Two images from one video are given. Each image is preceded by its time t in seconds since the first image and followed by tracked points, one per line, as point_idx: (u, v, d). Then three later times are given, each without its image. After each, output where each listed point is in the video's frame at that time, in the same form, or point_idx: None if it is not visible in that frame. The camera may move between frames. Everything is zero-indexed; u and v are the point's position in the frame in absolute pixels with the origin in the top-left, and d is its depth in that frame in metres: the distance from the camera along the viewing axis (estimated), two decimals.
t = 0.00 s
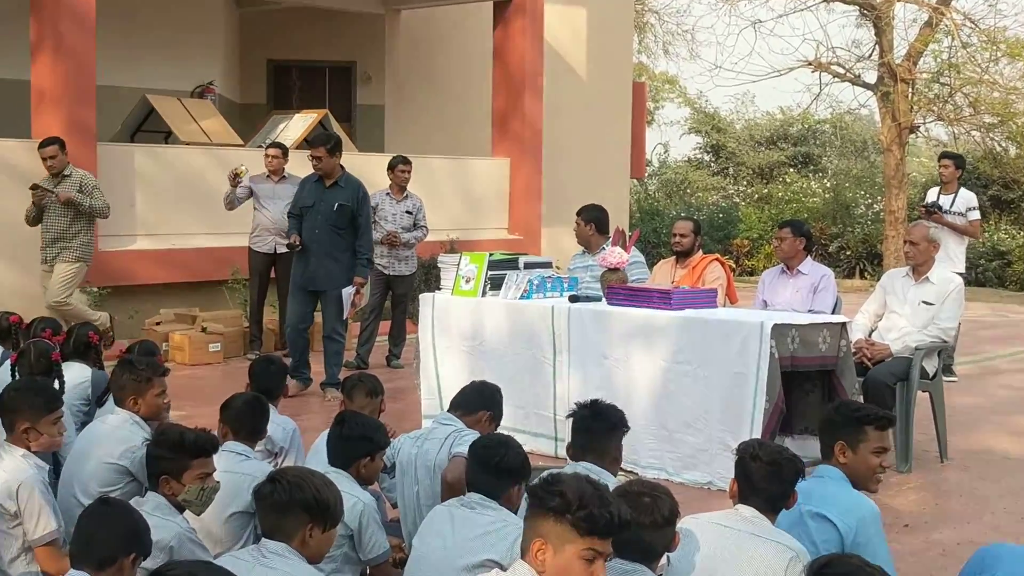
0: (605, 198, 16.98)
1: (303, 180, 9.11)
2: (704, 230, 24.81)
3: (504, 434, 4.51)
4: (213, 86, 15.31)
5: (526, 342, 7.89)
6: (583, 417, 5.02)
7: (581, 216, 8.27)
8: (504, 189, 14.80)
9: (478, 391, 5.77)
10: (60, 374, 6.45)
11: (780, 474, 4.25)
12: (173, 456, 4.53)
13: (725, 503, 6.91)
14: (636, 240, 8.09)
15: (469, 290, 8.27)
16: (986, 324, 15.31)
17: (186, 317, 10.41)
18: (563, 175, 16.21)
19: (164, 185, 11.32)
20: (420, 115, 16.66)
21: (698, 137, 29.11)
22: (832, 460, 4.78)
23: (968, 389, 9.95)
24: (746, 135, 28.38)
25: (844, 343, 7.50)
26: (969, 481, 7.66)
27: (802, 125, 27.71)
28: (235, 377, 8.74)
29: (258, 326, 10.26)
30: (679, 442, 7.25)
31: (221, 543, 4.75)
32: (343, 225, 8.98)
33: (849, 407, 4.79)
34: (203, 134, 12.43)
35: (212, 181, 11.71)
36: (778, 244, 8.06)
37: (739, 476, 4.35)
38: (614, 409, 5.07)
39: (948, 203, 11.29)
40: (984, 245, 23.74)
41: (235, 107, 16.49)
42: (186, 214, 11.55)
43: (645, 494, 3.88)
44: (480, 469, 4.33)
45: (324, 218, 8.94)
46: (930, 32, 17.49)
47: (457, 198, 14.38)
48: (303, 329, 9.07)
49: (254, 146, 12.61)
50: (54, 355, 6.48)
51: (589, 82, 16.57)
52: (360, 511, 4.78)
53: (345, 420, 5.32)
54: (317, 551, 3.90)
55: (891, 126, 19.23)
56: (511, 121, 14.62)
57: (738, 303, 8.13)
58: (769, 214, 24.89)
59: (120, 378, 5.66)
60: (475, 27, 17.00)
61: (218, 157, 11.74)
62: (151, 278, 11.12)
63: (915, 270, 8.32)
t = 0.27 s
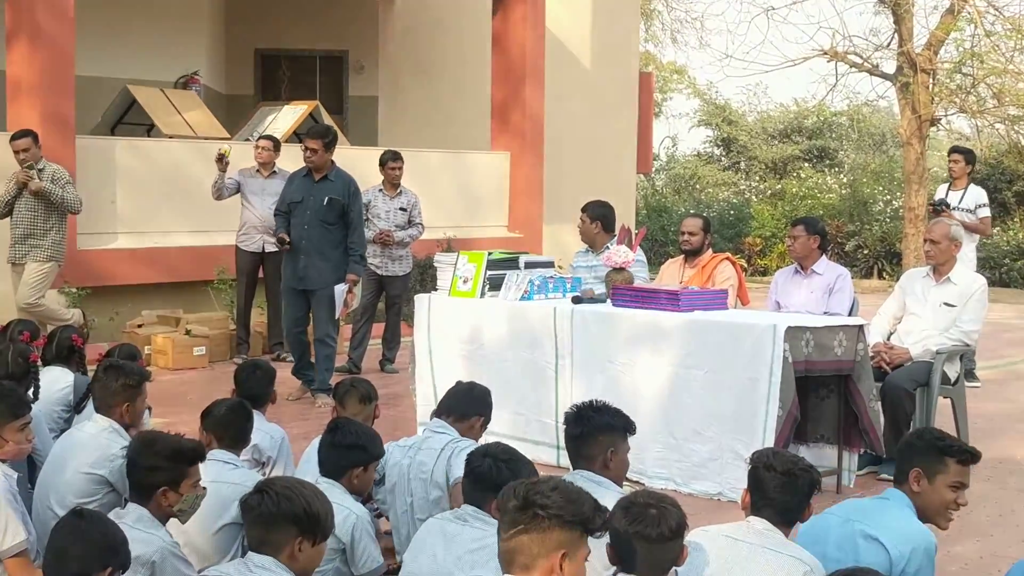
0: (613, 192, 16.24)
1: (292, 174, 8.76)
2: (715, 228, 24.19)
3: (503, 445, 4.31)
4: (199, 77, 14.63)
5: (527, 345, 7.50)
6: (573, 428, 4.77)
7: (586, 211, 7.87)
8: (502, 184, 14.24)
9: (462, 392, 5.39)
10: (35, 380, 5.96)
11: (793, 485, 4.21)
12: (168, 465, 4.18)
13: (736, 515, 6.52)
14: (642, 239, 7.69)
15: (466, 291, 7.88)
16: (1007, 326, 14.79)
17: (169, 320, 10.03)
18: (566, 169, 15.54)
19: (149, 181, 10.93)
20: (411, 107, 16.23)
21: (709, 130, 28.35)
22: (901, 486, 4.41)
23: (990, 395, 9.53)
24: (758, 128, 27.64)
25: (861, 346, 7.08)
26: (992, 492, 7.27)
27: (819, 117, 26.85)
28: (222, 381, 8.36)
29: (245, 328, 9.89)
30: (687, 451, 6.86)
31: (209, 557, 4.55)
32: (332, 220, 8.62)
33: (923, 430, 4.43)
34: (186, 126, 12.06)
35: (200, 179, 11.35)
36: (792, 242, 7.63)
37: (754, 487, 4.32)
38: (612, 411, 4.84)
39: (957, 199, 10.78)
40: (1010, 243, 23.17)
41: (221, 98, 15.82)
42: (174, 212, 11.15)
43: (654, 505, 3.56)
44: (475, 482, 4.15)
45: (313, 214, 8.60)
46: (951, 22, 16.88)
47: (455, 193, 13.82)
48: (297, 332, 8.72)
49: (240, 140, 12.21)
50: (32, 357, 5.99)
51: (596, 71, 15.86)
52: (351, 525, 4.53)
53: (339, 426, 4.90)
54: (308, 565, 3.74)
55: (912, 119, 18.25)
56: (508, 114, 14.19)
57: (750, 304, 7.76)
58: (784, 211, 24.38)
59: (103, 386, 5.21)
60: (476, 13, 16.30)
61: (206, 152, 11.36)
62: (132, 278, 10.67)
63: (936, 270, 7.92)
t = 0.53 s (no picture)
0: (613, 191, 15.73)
1: (278, 171, 8.50)
2: (722, 227, 23.77)
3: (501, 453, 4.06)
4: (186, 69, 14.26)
5: (527, 349, 7.21)
6: (568, 436, 4.51)
7: (590, 208, 7.61)
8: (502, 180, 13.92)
9: (448, 389, 5.25)
10: (20, 383, 5.48)
11: (803, 495, 3.98)
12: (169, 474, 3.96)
13: (746, 525, 6.23)
14: (646, 238, 7.39)
15: (464, 292, 7.59)
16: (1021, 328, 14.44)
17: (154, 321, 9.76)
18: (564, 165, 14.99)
19: (137, 178, 10.66)
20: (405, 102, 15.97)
21: (716, 125, 27.52)
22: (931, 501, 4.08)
23: (1005, 400, 9.21)
24: (766, 122, 26.93)
25: (874, 349, 6.77)
26: (1011, 501, 6.96)
27: (829, 112, 26.39)
28: (211, 386, 8.08)
29: (234, 330, 9.64)
30: (694, 459, 6.56)
31: (195, 569, 4.31)
32: (321, 216, 8.35)
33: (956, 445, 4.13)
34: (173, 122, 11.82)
35: (189, 178, 11.09)
36: (801, 241, 7.32)
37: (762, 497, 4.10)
38: (611, 415, 4.56)
39: (961, 198, 9.95)
40: None
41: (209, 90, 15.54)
42: (160, 209, 10.88)
43: (656, 514, 3.30)
44: (468, 494, 3.90)
45: (301, 211, 8.33)
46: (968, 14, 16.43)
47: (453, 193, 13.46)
48: (295, 331, 8.55)
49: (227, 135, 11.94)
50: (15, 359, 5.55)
51: (596, 62, 15.30)
52: (344, 535, 4.25)
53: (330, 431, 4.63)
54: None
55: (926, 113, 17.90)
56: (506, 107, 14.04)
57: (758, 306, 7.45)
58: (793, 209, 23.76)
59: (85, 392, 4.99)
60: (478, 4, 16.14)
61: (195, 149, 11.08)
62: (118, 280, 10.44)
63: (952, 271, 7.60)
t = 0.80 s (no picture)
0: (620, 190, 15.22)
1: (262, 168, 8.25)
2: (728, 225, 23.17)
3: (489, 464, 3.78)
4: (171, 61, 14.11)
5: (527, 352, 6.93)
6: (565, 444, 4.22)
7: (593, 205, 7.32)
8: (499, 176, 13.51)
9: (444, 388, 5.08)
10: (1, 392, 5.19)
11: (817, 505, 3.72)
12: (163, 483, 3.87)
13: (756, 536, 5.95)
14: (650, 238, 7.09)
15: (461, 293, 7.31)
16: None
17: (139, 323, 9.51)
18: (560, 164, 14.33)
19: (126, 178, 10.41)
20: (405, 94, 15.70)
21: (722, 119, 26.99)
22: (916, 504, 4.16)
23: None
24: (774, 116, 26.46)
25: (888, 352, 6.46)
26: None
27: (840, 105, 26.00)
28: (199, 390, 7.84)
29: (224, 332, 9.34)
30: (700, 466, 6.28)
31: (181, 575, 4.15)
32: (313, 213, 8.14)
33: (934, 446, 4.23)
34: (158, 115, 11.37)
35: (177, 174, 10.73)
36: (811, 241, 7.03)
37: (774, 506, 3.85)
38: (608, 421, 4.27)
39: (968, 195, 9.26)
40: None
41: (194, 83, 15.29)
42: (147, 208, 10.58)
43: (664, 525, 3.07)
44: (454, 508, 3.61)
45: (290, 208, 8.09)
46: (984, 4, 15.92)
47: (449, 189, 13.17)
48: (289, 334, 8.30)
49: (214, 130, 11.61)
50: None
51: (596, 55, 14.71)
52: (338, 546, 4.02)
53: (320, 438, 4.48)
54: None
55: (943, 106, 17.46)
56: (505, 101, 13.64)
57: (767, 306, 7.13)
58: (802, 206, 23.24)
59: (68, 397, 4.79)
60: None
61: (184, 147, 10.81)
62: (104, 280, 10.19)
63: (968, 272, 7.30)
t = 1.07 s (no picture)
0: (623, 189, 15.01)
1: (257, 172, 8.15)
2: (733, 226, 23.09)
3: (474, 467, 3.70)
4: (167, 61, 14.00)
5: (529, 355, 6.81)
6: (572, 447, 4.24)
7: (600, 206, 7.16)
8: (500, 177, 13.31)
9: (436, 393, 5.05)
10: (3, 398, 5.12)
11: (826, 510, 3.74)
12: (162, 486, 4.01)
13: (762, 542, 5.83)
14: (654, 240, 6.96)
15: (462, 295, 7.14)
16: None
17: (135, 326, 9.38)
18: (575, 158, 14.38)
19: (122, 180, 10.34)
20: (404, 93, 15.57)
21: (726, 119, 27.09)
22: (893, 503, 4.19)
23: None
24: (778, 115, 26.48)
25: (896, 356, 6.34)
26: None
27: (846, 105, 25.87)
28: (197, 392, 7.76)
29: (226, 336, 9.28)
30: (704, 471, 6.17)
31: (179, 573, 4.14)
32: (315, 214, 8.09)
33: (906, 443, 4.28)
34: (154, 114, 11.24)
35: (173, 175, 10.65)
36: (818, 242, 6.91)
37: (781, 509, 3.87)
38: (607, 423, 4.33)
39: (975, 195, 9.10)
40: None
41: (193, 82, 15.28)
42: (143, 208, 10.49)
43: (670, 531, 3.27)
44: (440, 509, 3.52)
45: (293, 210, 8.03)
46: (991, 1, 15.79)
47: (448, 187, 12.96)
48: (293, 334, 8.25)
49: (211, 130, 11.60)
50: None
51: (598, 55, 14.59)
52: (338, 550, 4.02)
53: (315, 445, 4.44)
54: None
55: (948, 106, 17.23)
56: (507, 100, 13.42)
57: (771, 309, 7.04)
58: (806, 207, 23.19)
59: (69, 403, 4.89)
60: None
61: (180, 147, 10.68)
62: (97, 279, 10.06)
63: (977, 273, 7.19)
